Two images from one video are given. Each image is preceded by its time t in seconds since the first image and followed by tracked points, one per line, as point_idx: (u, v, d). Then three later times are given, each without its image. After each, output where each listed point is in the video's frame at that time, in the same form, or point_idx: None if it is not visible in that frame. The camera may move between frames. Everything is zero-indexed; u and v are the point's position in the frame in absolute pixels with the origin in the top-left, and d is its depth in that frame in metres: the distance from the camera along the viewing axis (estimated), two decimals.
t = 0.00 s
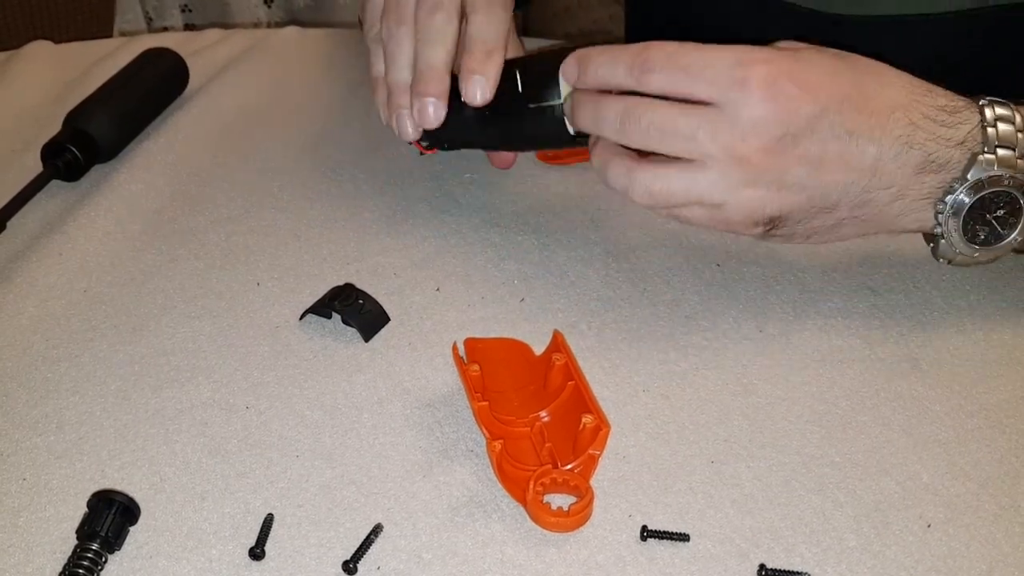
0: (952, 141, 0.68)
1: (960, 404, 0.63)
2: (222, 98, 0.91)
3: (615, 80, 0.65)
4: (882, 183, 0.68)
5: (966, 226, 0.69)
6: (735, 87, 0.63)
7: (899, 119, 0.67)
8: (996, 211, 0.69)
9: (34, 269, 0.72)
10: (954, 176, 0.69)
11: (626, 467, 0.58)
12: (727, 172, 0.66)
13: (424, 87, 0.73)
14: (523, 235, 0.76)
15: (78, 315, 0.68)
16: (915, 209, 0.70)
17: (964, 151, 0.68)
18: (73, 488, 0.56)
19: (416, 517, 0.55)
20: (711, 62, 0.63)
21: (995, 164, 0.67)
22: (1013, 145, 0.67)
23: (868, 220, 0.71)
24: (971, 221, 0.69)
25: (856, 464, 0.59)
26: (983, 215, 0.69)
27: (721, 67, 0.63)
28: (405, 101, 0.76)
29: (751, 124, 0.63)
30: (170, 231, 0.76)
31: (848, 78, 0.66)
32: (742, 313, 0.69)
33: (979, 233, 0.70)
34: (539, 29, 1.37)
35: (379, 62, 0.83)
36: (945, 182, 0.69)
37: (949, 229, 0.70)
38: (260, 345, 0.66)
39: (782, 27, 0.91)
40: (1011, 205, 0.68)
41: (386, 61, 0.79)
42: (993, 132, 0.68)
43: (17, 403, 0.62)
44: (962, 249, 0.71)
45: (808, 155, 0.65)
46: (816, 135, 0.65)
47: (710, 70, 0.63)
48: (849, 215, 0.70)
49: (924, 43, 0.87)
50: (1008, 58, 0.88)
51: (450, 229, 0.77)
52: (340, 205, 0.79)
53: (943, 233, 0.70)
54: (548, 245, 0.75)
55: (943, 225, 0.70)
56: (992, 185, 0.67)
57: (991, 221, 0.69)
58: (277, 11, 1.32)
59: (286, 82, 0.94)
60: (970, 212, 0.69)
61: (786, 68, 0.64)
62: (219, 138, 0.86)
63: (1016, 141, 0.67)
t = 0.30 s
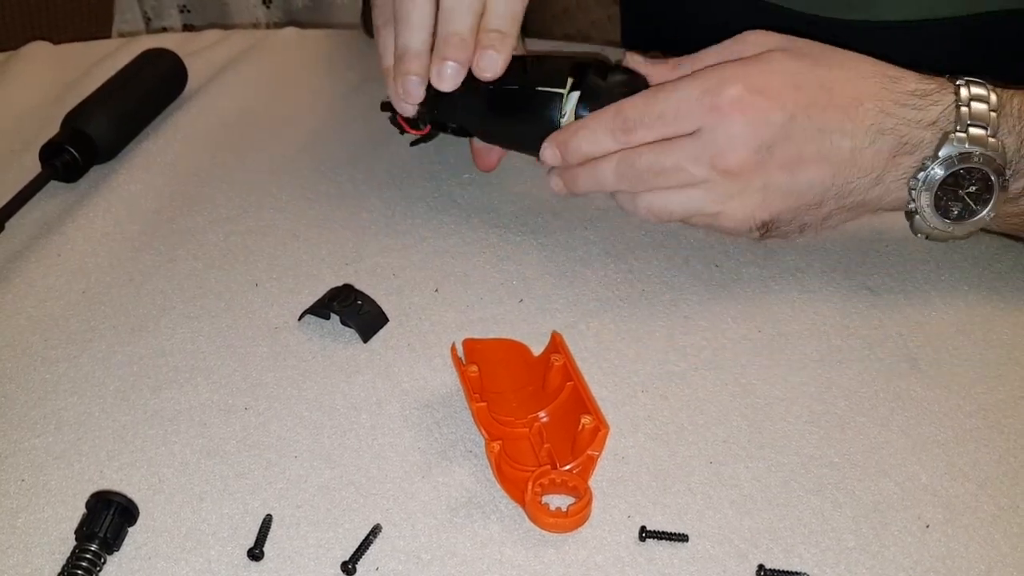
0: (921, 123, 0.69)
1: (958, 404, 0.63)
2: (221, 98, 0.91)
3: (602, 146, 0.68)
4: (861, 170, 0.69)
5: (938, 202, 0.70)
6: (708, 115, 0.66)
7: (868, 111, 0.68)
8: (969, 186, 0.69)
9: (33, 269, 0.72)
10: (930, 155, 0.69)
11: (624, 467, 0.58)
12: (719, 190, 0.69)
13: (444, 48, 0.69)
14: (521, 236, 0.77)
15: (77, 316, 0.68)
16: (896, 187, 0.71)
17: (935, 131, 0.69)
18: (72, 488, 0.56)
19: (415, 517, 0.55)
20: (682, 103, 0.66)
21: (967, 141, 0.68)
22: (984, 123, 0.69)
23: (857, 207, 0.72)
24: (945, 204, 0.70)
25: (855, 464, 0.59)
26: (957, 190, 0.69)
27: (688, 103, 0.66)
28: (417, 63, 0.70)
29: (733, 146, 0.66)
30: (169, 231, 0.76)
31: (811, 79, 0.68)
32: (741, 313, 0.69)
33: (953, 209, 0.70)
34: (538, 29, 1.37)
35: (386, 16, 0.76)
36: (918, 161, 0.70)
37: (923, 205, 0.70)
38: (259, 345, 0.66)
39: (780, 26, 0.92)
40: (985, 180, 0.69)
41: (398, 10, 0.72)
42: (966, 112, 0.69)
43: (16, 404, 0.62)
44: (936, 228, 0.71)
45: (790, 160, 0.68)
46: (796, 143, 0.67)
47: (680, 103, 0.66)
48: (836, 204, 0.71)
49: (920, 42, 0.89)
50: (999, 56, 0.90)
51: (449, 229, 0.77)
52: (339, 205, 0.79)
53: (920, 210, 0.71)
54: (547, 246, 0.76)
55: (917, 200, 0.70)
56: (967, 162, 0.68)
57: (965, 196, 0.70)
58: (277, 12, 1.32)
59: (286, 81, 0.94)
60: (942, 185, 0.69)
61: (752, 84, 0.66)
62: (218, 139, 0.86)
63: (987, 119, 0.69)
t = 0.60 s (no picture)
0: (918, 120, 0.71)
1: (957, 403, 0.63)
2: (220, 97, 0.91)
3: (598, 142, 0.68)
4: (859, 165, 0.70)
5: (938, 196, 0.70)
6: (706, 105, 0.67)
7: (864, 106, 0.70)
8: (968, 180, 0.70)
9: (32, 269, 0.72)
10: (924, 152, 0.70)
11: (624, 467, 0.58)
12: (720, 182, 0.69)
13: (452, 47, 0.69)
14: (521, 235, 0.77)
15: (77, 315, 0.68)
16: (896, 183, 0.71)
17: (931, 126, 0.70)
18: (71, 488, 0.56)
19: (414, 517, 0.55)
20: (679, 95, 0.67)
21: (964, 136, 0.69)
22: (980, 118, 0.70)
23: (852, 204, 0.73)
24: (943, 200, 0.71)
25: (854, 464, 0.59)
26: (956, 184, 0.70)
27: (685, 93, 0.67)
28: (425, 55, 0.70)
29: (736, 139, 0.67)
30: (169, 231, 0.76)
31: (808, 76, 0.69)
32: (740, 313, 0.69)
33: (953, 204, 0.71)
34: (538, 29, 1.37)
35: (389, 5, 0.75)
36: (916, 156, 0.70)
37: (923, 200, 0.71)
38: (258, 345, 0.66)
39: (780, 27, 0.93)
40: (983, 174, 0.70)
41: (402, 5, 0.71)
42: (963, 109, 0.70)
43: (15, 403, 0.61)
44: (937, 224, 0.72)
45: (789, 152, 0.69)
46: (792, 133, 0.68)
47: (678, 95, 0.67)
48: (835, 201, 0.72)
49: (922, 41, 0.89)
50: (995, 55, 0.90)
51: (448, 229, 0.77)
52: (338, 204, 0.79)
53: (921, 205, 0.71)
54: (547, 246, 0.76)
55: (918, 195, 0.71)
56: (964, 155, 0.69)
57: (964, 190, 0.70)
58: (276, 11, 1.32)
59: (285, 81, 0.94)
60: (941, 178, 0.70)
61: (750, 77, 0.68)
62: (217, 138, 0.86)
63: (982, 114, 0.70)
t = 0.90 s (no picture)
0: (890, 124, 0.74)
1: (958, 403, 0.63)
2: (221, 97, 0.91)
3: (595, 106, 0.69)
4: (843, 153, 0.72)
5: (911, 197, 0.72)
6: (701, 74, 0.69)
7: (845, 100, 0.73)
8: (937, 179, 0.71)
9: (33, 269, 0.72)
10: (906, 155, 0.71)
11: (624, 467, 0.58)
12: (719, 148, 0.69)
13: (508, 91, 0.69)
14: (521, 235, 0.77)
15: (77, 316, 0.68)
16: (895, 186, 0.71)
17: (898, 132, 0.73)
18: (72, 488, 0.56)
19: (414, 517, 0.55)
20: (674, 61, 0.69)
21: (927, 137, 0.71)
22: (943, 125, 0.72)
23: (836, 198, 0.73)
24: (915, 207, 0.72)
25: (855, 464, 0.59)
26: (925, 183, 0.72)
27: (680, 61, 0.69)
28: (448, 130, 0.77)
29: (731, 104, 0.68)
30: (169, 231, 0.76)
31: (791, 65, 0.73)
32: (740, 313, 0.69)
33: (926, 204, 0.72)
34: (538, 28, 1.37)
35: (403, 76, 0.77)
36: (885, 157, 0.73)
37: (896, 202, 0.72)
38: (259, 345, 0.66)
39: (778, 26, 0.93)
40: (952, 171, 0.71)
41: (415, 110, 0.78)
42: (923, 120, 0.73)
43: (16, 403, 0.61)
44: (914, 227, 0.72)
45: (784, 120, 0.69)
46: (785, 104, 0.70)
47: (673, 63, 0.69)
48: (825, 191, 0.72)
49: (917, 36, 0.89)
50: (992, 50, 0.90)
51: (449, 229, 0.77)
52: (339, 204, 0.79)
53: (892, 208, 0.72)
54: (547, 246, 0.76)
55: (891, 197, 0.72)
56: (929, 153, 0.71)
57: (934, 189, 0.72)
58: (276, 12, 1.32)
59: (286, 81, 0.94)
60: (910, 178, 0.72)
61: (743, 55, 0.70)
62: (217, 138, 0.86)
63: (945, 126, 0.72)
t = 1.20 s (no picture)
0: (919, 148, 0.71)
1: (959, 404, 0.63)
2: (222, 97, 0.91)
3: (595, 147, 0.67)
4: (860, 199, 0.71)
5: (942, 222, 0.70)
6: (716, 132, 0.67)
7: (868, 137, 0.70)
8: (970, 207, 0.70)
9: (33, 269, 0.72)
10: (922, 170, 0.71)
11: (625, 467, 0.58)
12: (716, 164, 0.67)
13: (491, 110, 0.69)
14: (521, 235, 0.77)
15: (78, 316, 0.68)
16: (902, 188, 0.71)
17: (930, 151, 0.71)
18: (73, 488, 0.56)
19: (415, 517, 0.55)
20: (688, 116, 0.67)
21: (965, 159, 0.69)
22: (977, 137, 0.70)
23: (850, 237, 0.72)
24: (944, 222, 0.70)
25: (856, 464, 0.59)
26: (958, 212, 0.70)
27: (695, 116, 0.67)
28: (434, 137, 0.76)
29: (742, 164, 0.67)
30: (170, 230, 0.76)
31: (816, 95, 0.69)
32: (741, 313, 0.69)
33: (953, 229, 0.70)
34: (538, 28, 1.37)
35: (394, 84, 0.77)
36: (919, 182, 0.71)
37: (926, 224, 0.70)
38: (260, 345, 0.66)
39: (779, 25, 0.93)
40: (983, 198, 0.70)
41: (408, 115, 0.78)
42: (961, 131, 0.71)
43: (17, 404, 0.61)
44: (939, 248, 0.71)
45: (794, 181, 0.68)
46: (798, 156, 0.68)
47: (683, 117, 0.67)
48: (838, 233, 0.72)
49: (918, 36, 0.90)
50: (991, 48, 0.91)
51: (449, 229, 0.77)
52: (340, 204, 0.79)
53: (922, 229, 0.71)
54: (547, 245, 0.76)
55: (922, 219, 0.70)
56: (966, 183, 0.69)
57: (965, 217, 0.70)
58: (277, 11, 1.32)
59: (286, 81, 0.94)
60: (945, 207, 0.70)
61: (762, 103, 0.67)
62: (219, 138, 0.86)
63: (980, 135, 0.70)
